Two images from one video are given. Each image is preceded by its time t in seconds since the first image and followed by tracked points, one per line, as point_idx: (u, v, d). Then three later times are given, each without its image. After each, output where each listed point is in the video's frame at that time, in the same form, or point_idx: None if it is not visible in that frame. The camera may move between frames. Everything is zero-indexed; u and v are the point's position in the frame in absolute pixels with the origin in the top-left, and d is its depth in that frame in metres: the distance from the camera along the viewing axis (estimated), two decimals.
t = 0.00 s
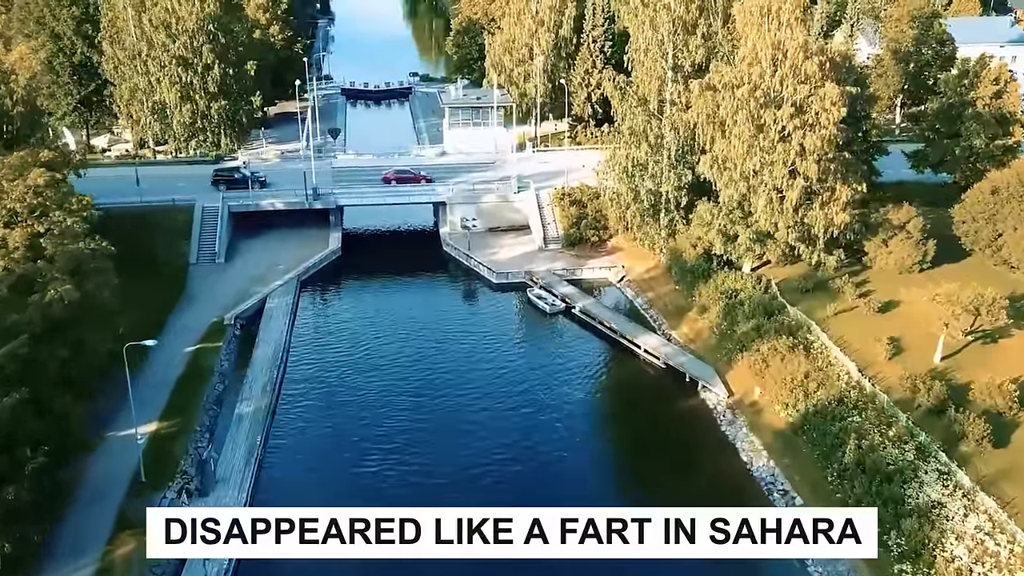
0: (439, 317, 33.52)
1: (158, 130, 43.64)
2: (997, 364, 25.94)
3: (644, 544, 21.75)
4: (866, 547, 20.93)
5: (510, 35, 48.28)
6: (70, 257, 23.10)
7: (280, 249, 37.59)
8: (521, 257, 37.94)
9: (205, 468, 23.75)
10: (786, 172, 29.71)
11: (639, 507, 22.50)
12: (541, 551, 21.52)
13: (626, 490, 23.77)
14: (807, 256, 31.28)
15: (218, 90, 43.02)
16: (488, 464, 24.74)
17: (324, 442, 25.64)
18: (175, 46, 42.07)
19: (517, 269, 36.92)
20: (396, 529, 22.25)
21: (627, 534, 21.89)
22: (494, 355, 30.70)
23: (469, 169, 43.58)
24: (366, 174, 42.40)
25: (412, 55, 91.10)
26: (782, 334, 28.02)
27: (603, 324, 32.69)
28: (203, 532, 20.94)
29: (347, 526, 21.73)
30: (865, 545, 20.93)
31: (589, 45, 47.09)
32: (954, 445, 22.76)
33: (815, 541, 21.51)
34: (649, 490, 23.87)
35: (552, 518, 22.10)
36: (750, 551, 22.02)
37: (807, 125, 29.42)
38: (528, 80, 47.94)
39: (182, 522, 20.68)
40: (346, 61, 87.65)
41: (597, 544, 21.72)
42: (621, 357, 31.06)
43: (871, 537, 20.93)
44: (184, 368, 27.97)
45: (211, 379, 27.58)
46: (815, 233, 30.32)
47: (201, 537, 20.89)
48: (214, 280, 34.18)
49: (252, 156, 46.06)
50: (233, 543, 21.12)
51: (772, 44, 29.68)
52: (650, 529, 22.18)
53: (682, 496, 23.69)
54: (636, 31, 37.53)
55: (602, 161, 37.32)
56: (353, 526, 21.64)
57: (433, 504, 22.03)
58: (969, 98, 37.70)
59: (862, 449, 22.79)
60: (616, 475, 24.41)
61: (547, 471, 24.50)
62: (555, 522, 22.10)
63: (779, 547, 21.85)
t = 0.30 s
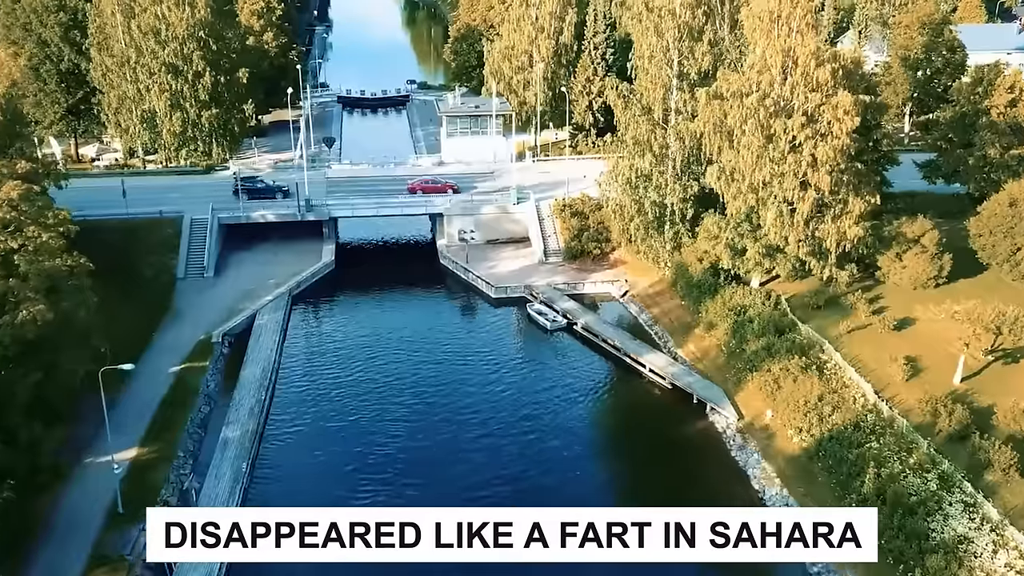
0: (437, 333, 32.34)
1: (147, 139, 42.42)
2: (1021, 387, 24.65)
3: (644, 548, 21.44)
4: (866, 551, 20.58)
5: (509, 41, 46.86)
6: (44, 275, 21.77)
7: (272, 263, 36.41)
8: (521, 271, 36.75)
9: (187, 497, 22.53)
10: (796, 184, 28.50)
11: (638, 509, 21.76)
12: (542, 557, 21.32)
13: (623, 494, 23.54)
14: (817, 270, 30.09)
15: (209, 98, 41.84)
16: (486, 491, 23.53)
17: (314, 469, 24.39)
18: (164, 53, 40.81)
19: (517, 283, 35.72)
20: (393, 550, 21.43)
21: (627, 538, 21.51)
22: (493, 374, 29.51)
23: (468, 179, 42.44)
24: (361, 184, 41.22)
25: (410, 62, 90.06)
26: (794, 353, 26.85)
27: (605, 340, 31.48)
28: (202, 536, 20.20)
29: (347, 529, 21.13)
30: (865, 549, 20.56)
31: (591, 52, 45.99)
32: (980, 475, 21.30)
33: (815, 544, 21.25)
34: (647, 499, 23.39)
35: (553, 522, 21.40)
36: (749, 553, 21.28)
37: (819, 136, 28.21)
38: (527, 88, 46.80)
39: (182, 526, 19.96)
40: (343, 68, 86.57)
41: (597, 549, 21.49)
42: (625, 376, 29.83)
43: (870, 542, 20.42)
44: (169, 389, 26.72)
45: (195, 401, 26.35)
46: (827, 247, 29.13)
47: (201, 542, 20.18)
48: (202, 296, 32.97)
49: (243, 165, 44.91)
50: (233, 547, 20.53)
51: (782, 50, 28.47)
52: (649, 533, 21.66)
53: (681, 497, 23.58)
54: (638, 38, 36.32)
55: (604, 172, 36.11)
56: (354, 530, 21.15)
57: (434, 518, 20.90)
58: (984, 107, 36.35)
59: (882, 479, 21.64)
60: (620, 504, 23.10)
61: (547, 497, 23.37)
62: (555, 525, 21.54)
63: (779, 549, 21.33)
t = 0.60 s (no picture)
0: (433, 349, 31.09)
1: (136, 148, 41.23)
2: None
3: (644, 548, 21.36)
4: (866, 551, 20.40)
5: (508, 48, 46.05)
6: (15, 292, 20.57)
7: (263, 276, 35.19)
8: (520, 285, 35.51)
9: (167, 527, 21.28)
10: (808, 196, 27.30)
11: (638, 510, 21.92)
12: (543, 557, 21.12)
13: (623, 495, 23.36)
14: (829, 285, 28.86)
15: (199, 106, 40.66)
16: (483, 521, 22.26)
17: (301, 498, 23.07)
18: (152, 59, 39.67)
19: (516, 297, 34.46)
20: (391, 554, 21.10)
21: (627, 538, 21.47)
22: (491, 393, 28.28)
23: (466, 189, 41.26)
24: (356, 195, 40.00)
25: (408, 69, 88.90)
26: (806, 373, 25.52)
27: (607, 357, 30.25)
28: (203, 536, 20.28)
29: (347, 529, 21.13)
30: (865, 549, 20.38)
31: (592, 58, 44.74)
32: (1007, 505, 20.23)
33: (815, 544, 21.03)
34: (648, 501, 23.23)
35: (551, 522, 21.33)
36: (748, 554, 21.42)
37: (832, 145, 27.02)
38: (527, 96, 45.66)
39: (183, 526, 20.06)
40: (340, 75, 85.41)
41: (598, 549, 21.35)
42: (629, 396, 28.58)
43: (870, 542, 20.24)
44: (151, 411, 25.48)
45: (178, 423, 25.11)
46: (840, 261, 27.92)
47: (201, 542, 20.27)
48: (189, 311, 31.74)
49: (235, 175, 43.72)
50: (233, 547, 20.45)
51: (793, 57, 27.25)
52: (649, 532, 21.72)
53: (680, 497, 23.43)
54: (641, 44, 35.14)
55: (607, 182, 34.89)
56: (354, 530, 21.12)
57: (434, 518, 20.93)
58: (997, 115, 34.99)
59: (904, 511, 20.35)
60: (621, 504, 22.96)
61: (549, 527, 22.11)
62: (555, 526, 21.51)
63: (780, 550, 21.39)
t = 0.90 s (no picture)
0: (429, 368, 29.86)
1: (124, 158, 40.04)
2: None
3: (644, 548, 20.83)
4: (866, 551, 20.11)
5: (506, 55, 45.13)
6: None
7: (253, 290, 33.96)
8: (519, 300, 34.28)
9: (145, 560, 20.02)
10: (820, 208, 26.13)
11: (637, 509, 21.43)
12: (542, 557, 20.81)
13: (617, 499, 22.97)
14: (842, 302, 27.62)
15: (188, 115, 39.47)
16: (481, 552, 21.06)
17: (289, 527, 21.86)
18: (141, 66, 38.56)
19: (515, 313, 33.22)
20: (391, 555, 20.83)
21: (627, 538, 20.99)
22: (489, 414, 27.07)
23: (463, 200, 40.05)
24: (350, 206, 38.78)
25: (406, 77, 87.75)
26: (820, 396, 24.23)
27: (610, 377, 28.99)
28: (202, 536, 19.92)
29: (347, 530, 20.91)
30: (865, 549, 20.10)
31: (593, 65, 43.55)
32: None
33: (815, 544, 20.51)
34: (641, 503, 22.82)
35: (553, 522, 21.13)
36: (749, 555, 20.76)
37: (845, 156, 25.85)
38: (526, 105, 44.75)
39: (182, 526, 19.67)
40: (337, 83, 84.20)
41: (598, 549, 20.91)
42: (634, 418, 27.29)
43: (870, 540, 19.99)
44: (132, 433, 24.22)
45: (160, 448, 23.84)
46: (853, 276, 26.72)
47: (200, 542, 19.92)
48: (175, 328, 30.47)
49: (227, 185, 42.52)
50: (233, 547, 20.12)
51: (805, 63, 26.06)
52: (649, 533, 21.21)
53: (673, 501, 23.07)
54: (645, 51, 33.98)
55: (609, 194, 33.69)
56: (354, 530, 20.91)
57: (434, 518, 20.56)
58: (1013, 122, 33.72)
59: (929, 547, 19.01)
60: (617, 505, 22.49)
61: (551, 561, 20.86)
62: (555, 525, 21.29)
63: (779, 550, 20.73)
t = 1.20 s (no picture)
0: (424, 388, 28.58)
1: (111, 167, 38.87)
2: None
3: (643, 547, 20.91)
4: (866, 551, 19.68)
5: (505, 61, 43.53)
6: None
7: (242, 306, 32.72)
8: (518, 315, 33.03)
9: None
10: (833, 221, 24.91)
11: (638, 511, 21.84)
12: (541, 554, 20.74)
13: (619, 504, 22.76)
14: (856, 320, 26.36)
15: (177, 123, 38.27)
16: None
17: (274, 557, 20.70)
18: (128, 73, 37.38)
19: (514, 329, 31.97)
20: (390, 555, 20.69)
21: (627, 538, 21.15)
22: (487, 437, 25.84)
23: (460, 211, 38.78)
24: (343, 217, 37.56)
25: (404, 85, 86.37)
26: (836, 421, 22.96)
27: (614, 398, 27.70)
28: (202, 536, 20.17)
29: (347, 530, 21.08)
30: (866, 549, 19.68)
31: (594, 72, 42.45)
32: None
33: (816, 544, 20.37)
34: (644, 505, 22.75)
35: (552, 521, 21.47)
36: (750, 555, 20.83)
37: (860, 167, 24.62)
38: (526, 112, 43.38)
39: (182, 525, 19.90)
40: (334, 91, 82.88)
41: (598, 547, 20.92)
42: (639, 443, 25.97)
43: (871, 540, 19.59)
44: (109, 459, 22.96)
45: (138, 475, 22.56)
46: (868, 293, 25.48)
47: (200, 541, 20.12)
48: (159, 345, 29.19)
49: (218, 195, 41.34)
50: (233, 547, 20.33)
51: (818, 70, 24.83)
52: (650, 533, 21.48)
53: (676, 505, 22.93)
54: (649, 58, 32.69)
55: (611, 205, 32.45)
56: (353, 530, 21.05)
57: (434, 518, 21.17)
58: None
59: None
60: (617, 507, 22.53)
61: None
62: (555, 526, 21.56)
63: (780, 551, 20.74)
